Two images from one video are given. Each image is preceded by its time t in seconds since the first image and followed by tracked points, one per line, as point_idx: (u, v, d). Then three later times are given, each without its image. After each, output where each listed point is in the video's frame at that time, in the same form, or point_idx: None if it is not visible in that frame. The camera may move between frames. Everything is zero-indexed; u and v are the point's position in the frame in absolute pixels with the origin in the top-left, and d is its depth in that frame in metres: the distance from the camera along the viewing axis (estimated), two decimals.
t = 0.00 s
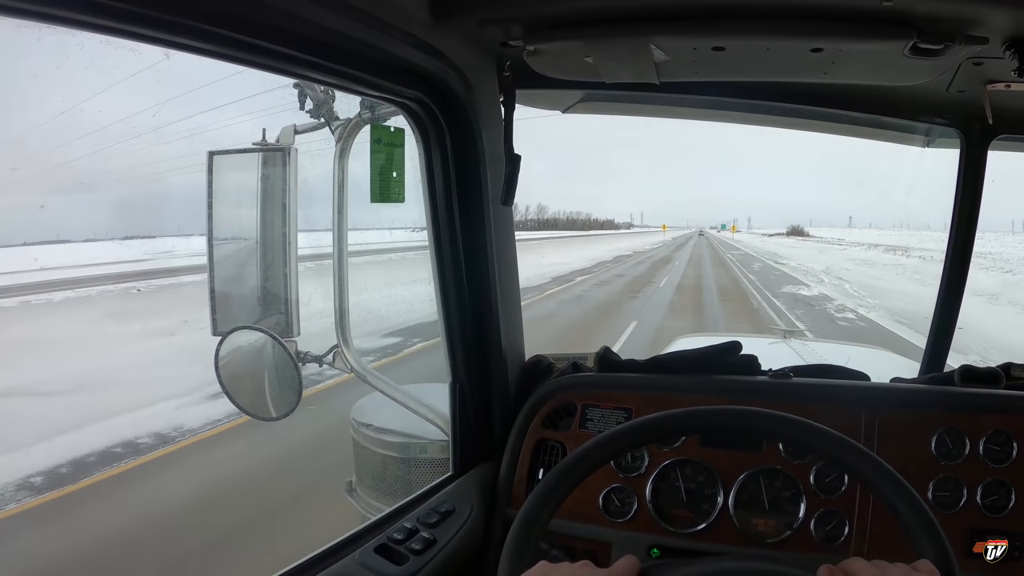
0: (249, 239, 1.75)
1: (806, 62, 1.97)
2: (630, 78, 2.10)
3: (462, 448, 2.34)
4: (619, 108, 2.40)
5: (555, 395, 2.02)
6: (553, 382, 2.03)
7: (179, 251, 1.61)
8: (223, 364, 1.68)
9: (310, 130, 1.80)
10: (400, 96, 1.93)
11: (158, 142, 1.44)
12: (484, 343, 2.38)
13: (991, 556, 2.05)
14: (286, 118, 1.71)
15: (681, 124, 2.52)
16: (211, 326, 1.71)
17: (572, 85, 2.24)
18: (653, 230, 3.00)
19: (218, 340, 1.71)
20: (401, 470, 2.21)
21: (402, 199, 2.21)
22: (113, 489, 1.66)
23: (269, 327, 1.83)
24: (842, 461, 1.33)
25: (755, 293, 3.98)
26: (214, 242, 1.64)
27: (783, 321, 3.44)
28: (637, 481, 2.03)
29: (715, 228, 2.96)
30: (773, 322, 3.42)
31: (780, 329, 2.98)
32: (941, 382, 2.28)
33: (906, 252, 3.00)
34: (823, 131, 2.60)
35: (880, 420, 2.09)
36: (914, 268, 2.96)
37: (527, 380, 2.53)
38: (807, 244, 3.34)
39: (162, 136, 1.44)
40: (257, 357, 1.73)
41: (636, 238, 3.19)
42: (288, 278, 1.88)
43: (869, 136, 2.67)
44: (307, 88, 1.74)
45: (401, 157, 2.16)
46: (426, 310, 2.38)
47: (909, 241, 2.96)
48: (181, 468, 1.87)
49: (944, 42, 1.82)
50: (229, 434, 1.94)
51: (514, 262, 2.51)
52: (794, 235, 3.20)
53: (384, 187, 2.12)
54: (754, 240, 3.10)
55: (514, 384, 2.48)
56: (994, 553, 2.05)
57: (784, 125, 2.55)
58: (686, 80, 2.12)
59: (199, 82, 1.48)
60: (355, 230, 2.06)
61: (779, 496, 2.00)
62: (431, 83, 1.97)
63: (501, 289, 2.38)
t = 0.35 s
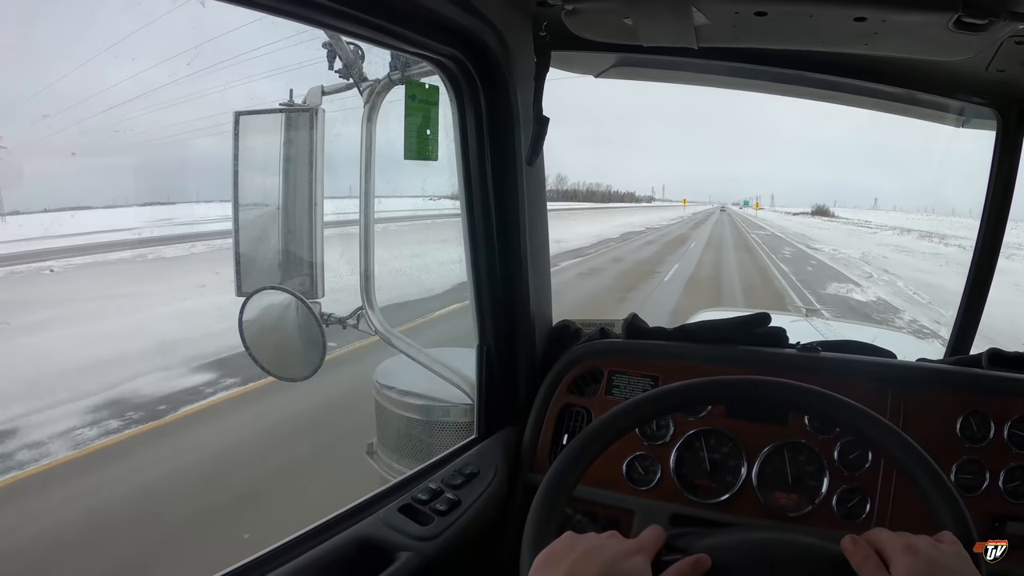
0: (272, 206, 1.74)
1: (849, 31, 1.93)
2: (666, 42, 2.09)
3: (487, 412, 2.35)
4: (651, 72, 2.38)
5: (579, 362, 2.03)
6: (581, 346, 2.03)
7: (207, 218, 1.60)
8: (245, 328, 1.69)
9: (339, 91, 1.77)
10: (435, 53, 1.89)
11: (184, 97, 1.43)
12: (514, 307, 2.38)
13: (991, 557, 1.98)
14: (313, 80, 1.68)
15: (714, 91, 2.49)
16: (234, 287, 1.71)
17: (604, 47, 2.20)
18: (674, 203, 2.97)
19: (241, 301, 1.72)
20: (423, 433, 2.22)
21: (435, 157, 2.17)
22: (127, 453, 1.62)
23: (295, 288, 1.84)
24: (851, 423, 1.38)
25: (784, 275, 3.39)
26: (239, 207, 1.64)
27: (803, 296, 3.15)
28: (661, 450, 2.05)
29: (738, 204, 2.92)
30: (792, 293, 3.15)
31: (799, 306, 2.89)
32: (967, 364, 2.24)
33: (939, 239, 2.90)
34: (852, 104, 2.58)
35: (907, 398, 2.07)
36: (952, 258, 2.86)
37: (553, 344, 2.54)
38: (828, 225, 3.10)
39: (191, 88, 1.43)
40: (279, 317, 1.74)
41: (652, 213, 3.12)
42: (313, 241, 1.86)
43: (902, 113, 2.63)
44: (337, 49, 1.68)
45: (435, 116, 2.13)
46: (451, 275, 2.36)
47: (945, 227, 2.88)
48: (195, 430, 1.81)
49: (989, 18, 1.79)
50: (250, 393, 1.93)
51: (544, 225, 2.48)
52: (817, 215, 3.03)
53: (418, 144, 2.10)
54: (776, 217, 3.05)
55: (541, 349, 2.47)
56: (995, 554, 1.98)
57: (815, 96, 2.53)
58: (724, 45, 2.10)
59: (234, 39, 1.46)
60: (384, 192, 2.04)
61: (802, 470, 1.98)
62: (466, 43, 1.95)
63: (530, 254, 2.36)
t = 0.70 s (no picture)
0: (269, 191, 1.75)
1: None
2: (659, 11, 2.08)
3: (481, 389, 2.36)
4: (650, 43, 2.33)
5: (573, 338, 2.02)
6: (576, 322, 2.02)
7: (204, 205, 1.60)
8: (241, 313, 1.70)
9: (329, 72, 1.75)
10: (423, 29, 1.86)
11: (167, 81, 1.41)
12: (507, 286, 2.37)
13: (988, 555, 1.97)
14: (303, 60, 1.66)
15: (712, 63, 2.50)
16: (229, 270, 1.69)
17: (593, 19, 2.17)
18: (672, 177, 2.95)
19: (237, 285, 1.71)
20: (421, 412, 2.24)
21: (424, 133, 2.15)
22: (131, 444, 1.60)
23: (291, 272, 1.86)
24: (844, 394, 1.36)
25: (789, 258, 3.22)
26: (234, 193, 1.65)
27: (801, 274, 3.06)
28: (659, 425, 2.04)
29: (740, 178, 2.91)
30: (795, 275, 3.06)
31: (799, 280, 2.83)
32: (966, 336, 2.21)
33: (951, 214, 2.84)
34: (848, 72, 2.55)
35: (905, 371, 2.06)
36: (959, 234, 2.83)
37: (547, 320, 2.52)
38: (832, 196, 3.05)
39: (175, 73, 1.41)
40: (275, 300, 1.75)
41: (649, 187, 3.07)
42: (307, 224, 1.87)
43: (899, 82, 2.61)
44: (325, 28, 1.66)
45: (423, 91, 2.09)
46: (445, 255, 2.36)
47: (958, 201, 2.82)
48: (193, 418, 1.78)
49: None
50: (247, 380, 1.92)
51: (536, 202, 2.45)
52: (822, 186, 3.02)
53: (410, 121, 2.09)
54: (779, 190, 3.01)
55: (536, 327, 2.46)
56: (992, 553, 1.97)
57: (810, 65, 2.50)
58: (716, 14, 2.08)
59: (221, 20, 1.45)
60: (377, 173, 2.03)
61: (800, 444, 1.98)
62: (453, 17, 1.91)
63: (521, 233, 2.34)
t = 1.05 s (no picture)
0: (214, 179, 1.69)
1: None
2: None
3: (424, 372, 2.32)
4: (590, 16, 2.33)
5: (513, 319, 1.97)
6: (518, 302, 1.97)
7: (140, 197, 1.50)
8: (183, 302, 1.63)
9: (267, 52, 1.70)
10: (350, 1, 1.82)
11: (96, 64, 1.32)
12: (448, 266, 2.32)
13: (991, 556, 2.04)
14: (240, 41, 1.61)
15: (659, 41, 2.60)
16: (167, 262, 1.60)
17: None
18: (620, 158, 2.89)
19: (174, 275, 1.62)
20: (365, 398, 2.19)
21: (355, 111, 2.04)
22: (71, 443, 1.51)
23: (229, 259, 1.77)
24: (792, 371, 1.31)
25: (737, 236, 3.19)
26: (170, 181, 1.56)
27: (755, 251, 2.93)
28: (604, 406, 2.01)
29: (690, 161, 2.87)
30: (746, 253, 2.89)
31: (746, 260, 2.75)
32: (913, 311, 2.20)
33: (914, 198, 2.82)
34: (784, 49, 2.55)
35: (852, 347, 2.03)
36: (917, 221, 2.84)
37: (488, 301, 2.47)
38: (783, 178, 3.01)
39: (106, 57, 1.34)
40: (218, 284, 1.68)
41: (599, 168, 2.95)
42: (248, 213, 1.78)
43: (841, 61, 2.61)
44: (258, 6, 1.61)
45: (355, 67, 1.98)
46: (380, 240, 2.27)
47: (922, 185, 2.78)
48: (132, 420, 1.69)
49: None
50: (213, 364, 1.87)
51: (474, 181, 2.38)
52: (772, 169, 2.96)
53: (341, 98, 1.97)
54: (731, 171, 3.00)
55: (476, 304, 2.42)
56: (995, 553, 2.04)
57: (746, 40, 2.53)
58: None
59: None
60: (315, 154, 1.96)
61: (747, 421, 1.94)
62: None
63: (461, 212, 2.30)
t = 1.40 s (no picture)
0: (88, 207, 1.71)
1: None
2: None
3: (288, 399, 2.27)
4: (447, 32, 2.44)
5: (376, 339, 2.07)
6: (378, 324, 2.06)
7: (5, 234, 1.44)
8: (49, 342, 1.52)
9: (124, 76, 1.68)
10: (186, 27, 1.79)
11: None
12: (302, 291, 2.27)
13: (992, 555, 2.26)
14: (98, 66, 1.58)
15: (529, 51, 2.62)
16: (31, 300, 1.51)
17: (380, 7, 2.17)
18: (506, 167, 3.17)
19: (40, 314, 1.52)
20: (241, 432, 2.14)
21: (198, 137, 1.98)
22: None
23: (94, 294, 1.72)
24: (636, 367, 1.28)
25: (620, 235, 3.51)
26: (31, 217, 1.50)
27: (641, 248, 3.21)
28: (468, 419, 2.02)
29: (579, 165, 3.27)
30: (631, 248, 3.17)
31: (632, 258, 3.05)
32: (777, 304, 2.25)
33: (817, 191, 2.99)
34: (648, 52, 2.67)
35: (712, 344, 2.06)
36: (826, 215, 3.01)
37: (347, 323, 2.45)
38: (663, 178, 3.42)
39: None
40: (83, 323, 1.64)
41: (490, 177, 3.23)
42: (107, 239, 1.76)
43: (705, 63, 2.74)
44: (111, 31, 1.60)
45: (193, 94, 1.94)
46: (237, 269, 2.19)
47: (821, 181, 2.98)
48: None
49: None
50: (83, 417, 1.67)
51: (324, 204, 2.36)
52: (660, 169, 3.36)
53: (182, 125, 1.91)
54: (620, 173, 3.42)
55: (335, 328, 2.39)
56: (995, 552, 2.26)
57: (609, 48, 2.60)
58: None
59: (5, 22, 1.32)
60: (175, 181, 1.92)
61: (616, 422, 1.98)
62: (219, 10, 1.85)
63: (313, 234, 2.28)
